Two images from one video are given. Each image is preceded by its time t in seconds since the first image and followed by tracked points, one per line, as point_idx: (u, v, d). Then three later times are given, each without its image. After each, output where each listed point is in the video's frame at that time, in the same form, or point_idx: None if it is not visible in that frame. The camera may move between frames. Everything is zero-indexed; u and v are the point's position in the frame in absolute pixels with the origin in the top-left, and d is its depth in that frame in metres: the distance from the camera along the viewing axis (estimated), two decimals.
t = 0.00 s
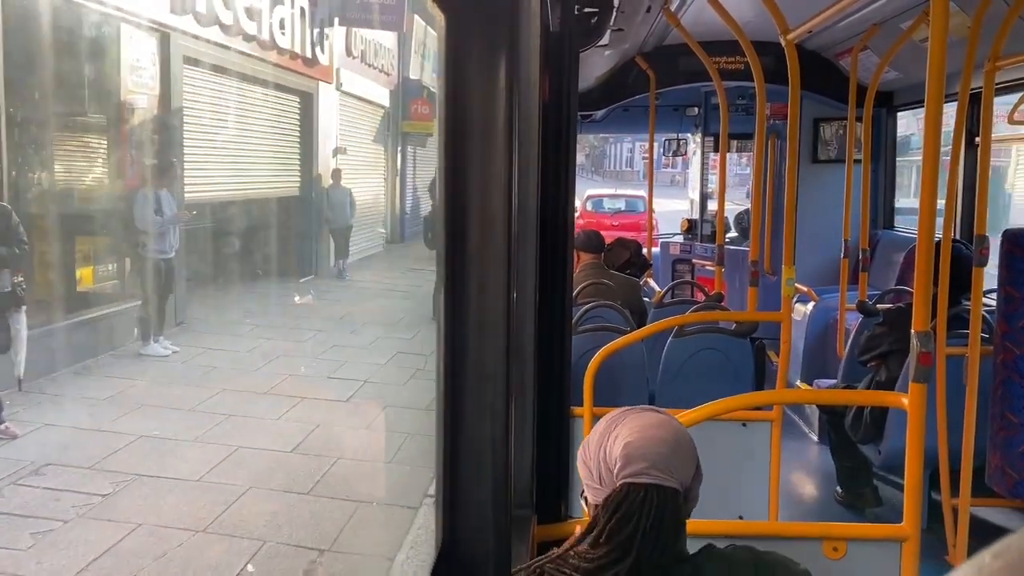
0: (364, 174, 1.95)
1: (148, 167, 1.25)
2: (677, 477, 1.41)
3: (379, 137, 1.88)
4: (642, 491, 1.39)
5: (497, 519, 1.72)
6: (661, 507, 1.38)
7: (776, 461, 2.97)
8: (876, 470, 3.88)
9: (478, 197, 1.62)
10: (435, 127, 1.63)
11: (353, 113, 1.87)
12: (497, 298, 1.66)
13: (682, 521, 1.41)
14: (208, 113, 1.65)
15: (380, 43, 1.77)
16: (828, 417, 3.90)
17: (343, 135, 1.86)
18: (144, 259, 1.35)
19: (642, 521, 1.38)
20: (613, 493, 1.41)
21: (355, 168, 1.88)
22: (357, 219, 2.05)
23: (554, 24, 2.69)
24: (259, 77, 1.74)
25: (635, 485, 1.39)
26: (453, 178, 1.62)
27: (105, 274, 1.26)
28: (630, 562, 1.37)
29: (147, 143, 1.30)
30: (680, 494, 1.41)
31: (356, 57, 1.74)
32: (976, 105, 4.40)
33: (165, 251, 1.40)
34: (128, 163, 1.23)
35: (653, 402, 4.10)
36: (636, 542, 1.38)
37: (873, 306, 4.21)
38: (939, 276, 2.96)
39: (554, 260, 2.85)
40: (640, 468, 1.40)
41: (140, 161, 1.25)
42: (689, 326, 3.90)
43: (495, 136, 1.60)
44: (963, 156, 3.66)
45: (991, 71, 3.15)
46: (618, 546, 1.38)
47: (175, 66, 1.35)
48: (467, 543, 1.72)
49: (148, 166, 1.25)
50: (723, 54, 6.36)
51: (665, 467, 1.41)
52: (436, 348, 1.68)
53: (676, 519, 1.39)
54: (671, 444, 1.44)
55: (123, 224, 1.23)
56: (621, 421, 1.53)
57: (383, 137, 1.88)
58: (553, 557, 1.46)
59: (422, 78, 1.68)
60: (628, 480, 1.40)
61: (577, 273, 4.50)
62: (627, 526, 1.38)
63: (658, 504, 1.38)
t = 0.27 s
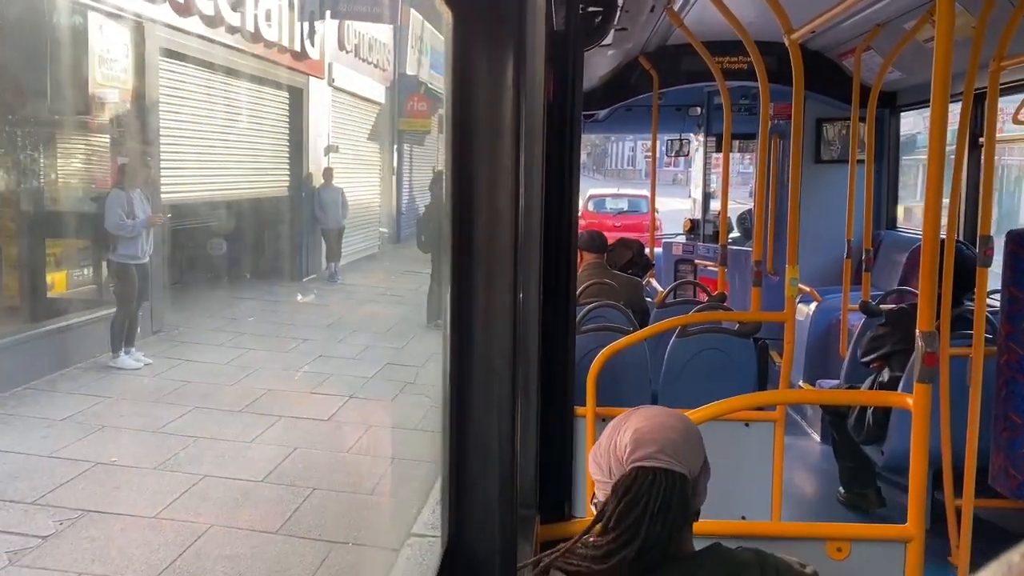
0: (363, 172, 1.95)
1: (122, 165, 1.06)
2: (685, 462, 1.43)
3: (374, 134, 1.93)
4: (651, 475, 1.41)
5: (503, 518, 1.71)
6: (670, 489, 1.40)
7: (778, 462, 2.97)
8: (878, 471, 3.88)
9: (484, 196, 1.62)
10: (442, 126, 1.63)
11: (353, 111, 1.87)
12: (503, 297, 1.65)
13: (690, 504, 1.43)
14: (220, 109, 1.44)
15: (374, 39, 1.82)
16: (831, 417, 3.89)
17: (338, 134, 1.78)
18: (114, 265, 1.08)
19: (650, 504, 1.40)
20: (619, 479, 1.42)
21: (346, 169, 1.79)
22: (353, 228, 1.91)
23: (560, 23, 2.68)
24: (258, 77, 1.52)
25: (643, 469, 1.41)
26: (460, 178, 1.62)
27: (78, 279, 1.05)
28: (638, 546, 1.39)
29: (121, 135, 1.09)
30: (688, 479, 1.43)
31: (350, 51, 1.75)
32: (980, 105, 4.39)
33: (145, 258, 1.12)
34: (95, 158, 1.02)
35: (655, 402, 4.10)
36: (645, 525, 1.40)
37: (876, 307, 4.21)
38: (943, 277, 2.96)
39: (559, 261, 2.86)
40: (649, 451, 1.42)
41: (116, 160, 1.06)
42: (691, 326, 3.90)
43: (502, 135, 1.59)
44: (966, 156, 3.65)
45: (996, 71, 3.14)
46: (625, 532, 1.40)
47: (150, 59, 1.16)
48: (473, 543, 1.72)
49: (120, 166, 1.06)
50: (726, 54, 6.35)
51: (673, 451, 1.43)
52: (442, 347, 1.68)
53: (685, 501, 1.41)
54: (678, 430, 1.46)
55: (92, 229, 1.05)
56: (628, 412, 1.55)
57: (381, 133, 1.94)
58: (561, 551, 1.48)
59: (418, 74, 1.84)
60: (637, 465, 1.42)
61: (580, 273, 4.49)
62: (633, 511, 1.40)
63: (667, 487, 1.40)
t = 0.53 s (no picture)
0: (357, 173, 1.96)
1: (94, 168, 1.15)
2: (684, 462, 1.44)
3: (368, 134, 1.92)
4: (649, 475, 1.42)
5: (501, 512, 1.72)
6: (668, 489, 1.41)
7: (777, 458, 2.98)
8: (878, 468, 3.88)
9: (484, 193, 1.63)
10: (442, 124, 1.63)
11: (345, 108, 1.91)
12: (503, 293, 1.66)
13: (690, 504, 1.44)
14: (223, 112, 1.62)
15: (369, 35, 1.79)
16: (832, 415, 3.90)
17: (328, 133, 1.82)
18: (88, 270, 1.16)
19: (648, 503, 1.41)
20: (619, 478, 1.44)
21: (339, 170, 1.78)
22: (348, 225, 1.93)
23: (561, 20, 2.68)
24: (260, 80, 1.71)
25: (642, 469, 1.42)
26: (460, 177, 1.62)
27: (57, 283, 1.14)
28: (637, 545, 1.41)
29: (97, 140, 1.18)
30: (687, 478, 1.44)
31: (342, 47, 1.75)
32: (982, 104, 4.39)
33: (117, 262, 1.22)
34: (67, 160, 1.09)
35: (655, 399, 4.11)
36: (643, 525, 1.41)
37: (876, 305, 4.21)
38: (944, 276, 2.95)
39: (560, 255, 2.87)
40: (649, 451, 1.43)
41: (90, 162, 1.15)
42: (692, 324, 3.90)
43: (502, 133, 1.59)
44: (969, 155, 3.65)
45: (998, 70, 3.14)
46: (624, 530, 1.42)
47: (129, 54, 1.23)
48: (472, 537, 1.73)
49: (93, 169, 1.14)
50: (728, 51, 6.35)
51: (672, 450, 1.44)
52: (442, 342, 1.68)
53: (683, 501, 1.42)
54: (678, 429, 1.47)
55: (69, 230, 1.11)
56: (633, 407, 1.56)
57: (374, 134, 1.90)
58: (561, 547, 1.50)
59: (415, 73, 1.70)
60: (636, 464, 1.43)
61: (580, 269, 4.50)
62: (632, 509, 1.41)
63: (665, 487, 1.41)
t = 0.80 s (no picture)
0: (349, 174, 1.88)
1: (71, 168, 1.10)
2: (685, 464, 1.44)
3: (363, 133, 1.81)
4: (650, 478, 1.42)
5: (500, 510, 1.72)
6: (668, 492, 1.41)
7: (776, 457, 2.98)
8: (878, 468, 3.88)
9: (483, 190, 1.63)
10: (441, 123, 1.63)
11: (340, 108, 1.78)
12: (502, 291, 1.66)
13: (690, 508, 1.44)
14: (220, 112, 1.65)
15: (365, 33, 1.69)
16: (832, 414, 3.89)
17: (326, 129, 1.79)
18: (64, 275, 1.18)
19: (649, 506, 1.41)
20: (620, 480, 1.45)
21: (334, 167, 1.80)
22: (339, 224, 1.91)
23: (561, 19, 2.69)
24: (256, 78, 1.69)
25: (643, 472, 1.43)
26: (459, 173, 1.62)
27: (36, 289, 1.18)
28: (637, 547, 1.41)
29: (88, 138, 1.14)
30: (688, 481, 1.44)
31: (337, 45, 1.63)
32: (981, 103, 4.40)
33: (97, 268, 1.24)
34: (59, 171, 1.07)
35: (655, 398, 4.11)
36: (643, 527, 1.41)
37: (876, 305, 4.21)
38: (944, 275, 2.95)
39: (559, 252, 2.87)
40: (650, 454, 1.44)
41: (66, 162, 1.09)
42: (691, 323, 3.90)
43: (501, 130, 1.59)
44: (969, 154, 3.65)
45: (998, 69, 3.14)
46: (624, 532, 1.42)
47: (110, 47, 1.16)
48: (470, 535, 1.73)
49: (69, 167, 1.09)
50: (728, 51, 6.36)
51: (673, 454, 1.44)
52: (441, 340, 1.68)
53: (684, 503, 1.43)
54: (680, 433, 1.47)
55: (40, 233, 1.11)
56: (634, 409, 1.56)
57: (370, 134, 1.81)
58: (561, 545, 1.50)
59: (412, 71, 1.66)
60: (636, 467, 1.44)
61: (580, 269, 4.51)
62: (632, 512, 1.42)
63: (665, 490, 1.41)
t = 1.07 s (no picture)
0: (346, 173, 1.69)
1: (54, 169, 0.86)
2: (685, 477, 1.43)
3: (360, 133, 1.70)
4: (649, 491, 1.41)
5: (499, 513, 1.72)
6: (668, 506, 1.40)
7: (777, 459, 2.98)
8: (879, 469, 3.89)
9: (481, 193, 1.63)
10: (439, 127, 1.63)
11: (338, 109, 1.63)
12: (500, 293, 1.66)
13: (690, 521, 1.44)
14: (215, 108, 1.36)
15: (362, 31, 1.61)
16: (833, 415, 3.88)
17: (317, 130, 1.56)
18: (53, 281, 0.88)
19: (648, 520, 1.41)
20: (619, 494, 1.44)
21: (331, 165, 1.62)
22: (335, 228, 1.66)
23: (558, 22, 2.69)
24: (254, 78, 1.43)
25: (642, 486, 1.42)
26: (456, 177, 1.62)
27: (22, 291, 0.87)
28: (635, 560, 1.41)
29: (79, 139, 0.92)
30: (687, 494, 1.43)
31: (333, 44, 1.54)
32: (981, 104, 4.40)
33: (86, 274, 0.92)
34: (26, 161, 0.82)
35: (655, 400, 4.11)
36: (642, 541, 1.41)
37: (876, 306, 4.21)
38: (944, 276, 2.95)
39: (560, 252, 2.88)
40: (649, 468, 1.42)
41: (48, 162, 0.86)
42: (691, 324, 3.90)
43: (498, 133, 1.60)
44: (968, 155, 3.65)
45: (997, 71, 3.14)
46: (623, 544, 1.41)
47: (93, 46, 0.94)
48: (470, 538, 1.74)
49: (52, 167, 0.86)
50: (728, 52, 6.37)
51: (675, 468, 1.43)
52: (440, 344, 1.68)
53: (683, 516, 1.42)
54: (682, 446, 1.46)
55: (24, 238, 0.86)
56: (633, 418, 1.55)
57: (367, 133, 1.70)
58: (561, 550, 1.50)
59: (409, 70, 1.65)
60: (635, 481, 1.42)
61: (581, 270, 4.51)
62: (632, 525, 1.41)
63: (665, 504, 1.40)
